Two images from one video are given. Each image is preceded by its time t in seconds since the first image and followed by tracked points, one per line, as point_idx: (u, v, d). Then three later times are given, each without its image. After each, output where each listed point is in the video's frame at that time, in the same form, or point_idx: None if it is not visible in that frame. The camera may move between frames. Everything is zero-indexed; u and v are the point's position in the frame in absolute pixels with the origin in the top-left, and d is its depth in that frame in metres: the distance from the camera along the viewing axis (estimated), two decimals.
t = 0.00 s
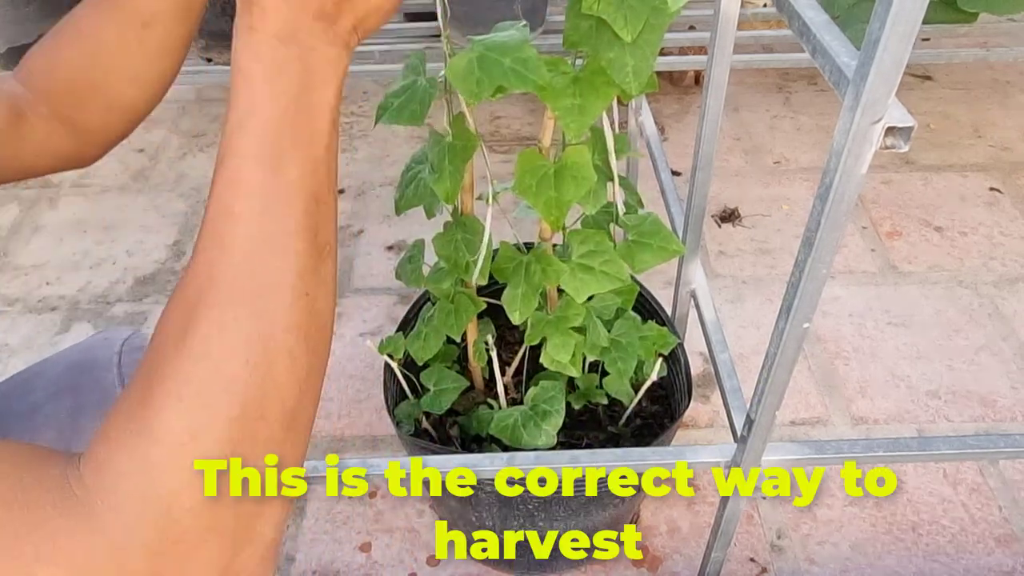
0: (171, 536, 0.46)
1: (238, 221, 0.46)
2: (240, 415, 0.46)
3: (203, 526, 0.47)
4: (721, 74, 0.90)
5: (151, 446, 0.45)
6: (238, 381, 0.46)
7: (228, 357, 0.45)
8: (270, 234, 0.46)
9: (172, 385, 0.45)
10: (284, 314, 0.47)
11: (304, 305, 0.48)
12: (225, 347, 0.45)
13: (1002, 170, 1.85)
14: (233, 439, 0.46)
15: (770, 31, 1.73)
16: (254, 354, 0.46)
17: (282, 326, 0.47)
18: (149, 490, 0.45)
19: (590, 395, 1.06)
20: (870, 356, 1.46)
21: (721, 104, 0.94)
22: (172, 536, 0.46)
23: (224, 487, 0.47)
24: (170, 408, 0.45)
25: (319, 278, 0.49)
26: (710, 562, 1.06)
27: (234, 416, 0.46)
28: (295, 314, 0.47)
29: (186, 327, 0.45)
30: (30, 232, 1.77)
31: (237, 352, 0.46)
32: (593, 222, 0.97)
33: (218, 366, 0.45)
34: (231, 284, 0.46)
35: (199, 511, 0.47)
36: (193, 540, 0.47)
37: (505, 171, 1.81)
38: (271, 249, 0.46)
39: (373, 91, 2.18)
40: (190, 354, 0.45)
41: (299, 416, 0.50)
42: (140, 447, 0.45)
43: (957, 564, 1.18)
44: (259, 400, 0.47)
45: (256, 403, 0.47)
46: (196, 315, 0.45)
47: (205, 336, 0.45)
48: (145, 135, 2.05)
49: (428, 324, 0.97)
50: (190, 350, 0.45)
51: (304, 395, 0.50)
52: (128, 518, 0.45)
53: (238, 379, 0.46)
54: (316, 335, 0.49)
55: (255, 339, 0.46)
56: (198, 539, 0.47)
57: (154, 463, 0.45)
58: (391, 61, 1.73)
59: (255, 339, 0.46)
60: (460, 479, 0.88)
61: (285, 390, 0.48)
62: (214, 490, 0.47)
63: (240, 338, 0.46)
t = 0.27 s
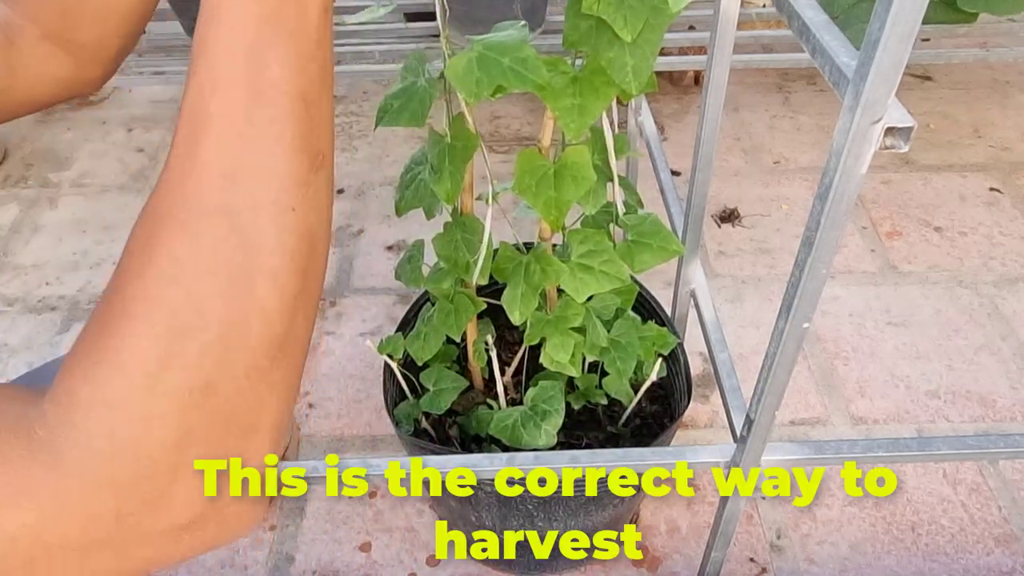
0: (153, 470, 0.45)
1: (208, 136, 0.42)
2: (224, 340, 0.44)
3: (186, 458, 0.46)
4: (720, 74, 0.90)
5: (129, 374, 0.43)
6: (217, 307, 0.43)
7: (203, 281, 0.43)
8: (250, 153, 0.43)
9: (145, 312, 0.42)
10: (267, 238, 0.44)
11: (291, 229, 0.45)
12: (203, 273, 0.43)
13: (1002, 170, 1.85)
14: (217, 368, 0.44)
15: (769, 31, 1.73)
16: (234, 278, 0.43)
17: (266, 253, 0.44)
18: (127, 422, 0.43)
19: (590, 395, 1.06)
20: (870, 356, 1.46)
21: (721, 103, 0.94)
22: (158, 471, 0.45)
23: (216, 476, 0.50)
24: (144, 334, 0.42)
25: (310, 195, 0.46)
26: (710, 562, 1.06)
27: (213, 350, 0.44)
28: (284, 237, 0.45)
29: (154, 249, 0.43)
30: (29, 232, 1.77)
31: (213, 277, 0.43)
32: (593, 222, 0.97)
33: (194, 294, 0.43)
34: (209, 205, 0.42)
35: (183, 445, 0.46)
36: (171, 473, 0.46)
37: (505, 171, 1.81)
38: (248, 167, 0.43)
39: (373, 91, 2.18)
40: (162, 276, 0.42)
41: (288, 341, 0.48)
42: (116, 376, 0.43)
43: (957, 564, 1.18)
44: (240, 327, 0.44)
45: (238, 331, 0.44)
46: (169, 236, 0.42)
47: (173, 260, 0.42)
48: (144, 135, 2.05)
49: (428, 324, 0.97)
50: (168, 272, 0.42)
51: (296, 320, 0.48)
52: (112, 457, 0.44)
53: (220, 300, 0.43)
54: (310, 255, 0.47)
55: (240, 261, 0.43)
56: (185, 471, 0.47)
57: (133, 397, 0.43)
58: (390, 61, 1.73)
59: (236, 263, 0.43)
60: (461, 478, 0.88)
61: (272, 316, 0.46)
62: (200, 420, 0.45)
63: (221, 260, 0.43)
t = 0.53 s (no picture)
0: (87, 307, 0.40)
1: None
2: (177, 152, 0.39)
3: (126, 299, 0.40)
4: (721, 74, 0.90)
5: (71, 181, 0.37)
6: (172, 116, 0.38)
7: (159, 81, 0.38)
8: None
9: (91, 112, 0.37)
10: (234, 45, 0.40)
11: (263, 42, 0.40)
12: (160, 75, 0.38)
13: (1002, 170, 1.86)
14: (167, 192, 0.39)
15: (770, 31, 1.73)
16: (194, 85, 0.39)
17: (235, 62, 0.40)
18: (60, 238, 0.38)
19: (590, 395, 1.06)
20: (870, 356, 1.46)
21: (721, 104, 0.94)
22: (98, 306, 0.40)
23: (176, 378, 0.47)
24: (90, 136, 0.37)
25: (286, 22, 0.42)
26: (710, 562, 1.06)
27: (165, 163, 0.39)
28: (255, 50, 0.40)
29: (110, 43, 0.38)
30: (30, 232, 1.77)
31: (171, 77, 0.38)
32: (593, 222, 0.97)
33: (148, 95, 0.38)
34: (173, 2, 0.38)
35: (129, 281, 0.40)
36: (112, 314, 0.40)
37: (505, 171, 1.81)
38: None
39: (373, 91, 2.18)
40: (110, 73, 0.38)
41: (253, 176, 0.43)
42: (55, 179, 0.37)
43: (957, 564, 1.18)
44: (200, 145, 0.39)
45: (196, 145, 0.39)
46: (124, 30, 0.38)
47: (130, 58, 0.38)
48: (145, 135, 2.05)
49: (427, 324, 0.97)
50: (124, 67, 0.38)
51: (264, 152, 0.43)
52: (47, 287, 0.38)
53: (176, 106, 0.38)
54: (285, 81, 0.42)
55: (206, 64, 0.39)
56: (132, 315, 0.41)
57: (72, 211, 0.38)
58: (390, 61, 1.73)
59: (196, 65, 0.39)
60: (461, 478, 0.88)
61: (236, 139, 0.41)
62: (146, 250, 0.40)
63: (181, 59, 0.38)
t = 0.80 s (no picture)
0: (64, 271, 0.42)
1: None
2: (153, 121, 0.42)
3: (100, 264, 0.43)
4: (720, 75, 0.90)
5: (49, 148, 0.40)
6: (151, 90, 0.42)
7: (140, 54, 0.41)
8: None
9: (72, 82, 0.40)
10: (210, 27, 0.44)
11: (239, 27, 0.45)
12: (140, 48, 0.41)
13: (1002, 170, 1.85)
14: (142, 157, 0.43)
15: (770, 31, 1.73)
16: (173, 60, 0.43)
17: (211, 42, 0.44)
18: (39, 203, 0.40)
19: (589, 395, 1.06)
20: (870, 356, 1.46)
21: (721, 104, 0.94)
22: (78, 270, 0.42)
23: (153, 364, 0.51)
24: (67, 105, 0.40)
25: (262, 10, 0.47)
26: (710, 562, 1.06)
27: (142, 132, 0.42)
28: (230, 35, 0.45)
29: (82, 19, 0.41)
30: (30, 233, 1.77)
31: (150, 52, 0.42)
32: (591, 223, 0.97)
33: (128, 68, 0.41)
34: None
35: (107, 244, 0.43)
36: (87, 278, 0.43)
37: (505, 171, 1.81)
38: None
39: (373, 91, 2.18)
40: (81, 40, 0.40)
41: (223, 154, 0.47)
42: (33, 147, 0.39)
43: (957, 564, 1.18)
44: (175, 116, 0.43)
45: (170, 117, 0.43)
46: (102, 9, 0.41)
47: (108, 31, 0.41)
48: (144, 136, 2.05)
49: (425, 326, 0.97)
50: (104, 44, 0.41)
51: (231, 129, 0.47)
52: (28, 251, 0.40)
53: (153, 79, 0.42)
54: (253, 67, 0.47)
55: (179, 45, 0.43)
56: (109, 281, 0.44)
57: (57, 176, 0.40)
58: (390, 61, 1.73)
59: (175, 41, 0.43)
60: (461, 477, 0.88)
61: (208, 114, 0.45)
62: (121, 217, 0.43)
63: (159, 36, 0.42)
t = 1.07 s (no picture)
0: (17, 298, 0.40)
1: None
2: (115, 136, 0.40)
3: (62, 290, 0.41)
4: (721, 74, 0.90)
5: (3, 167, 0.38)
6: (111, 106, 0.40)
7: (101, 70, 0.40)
8: None
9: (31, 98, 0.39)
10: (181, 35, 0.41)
11: (217, 36, 0.42)
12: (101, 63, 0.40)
13: (1002, 170, 1.86)
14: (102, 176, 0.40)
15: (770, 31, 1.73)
16: (139, 73, 0.40)
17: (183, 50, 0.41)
18: None
19: (589, 396, 1.06)
20: (870, 356, 1.46)
21: (721, 103, 0.94)
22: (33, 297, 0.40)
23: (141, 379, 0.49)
24: (28, 124, 0.39)
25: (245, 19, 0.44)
26: (710, 562, 1.06)
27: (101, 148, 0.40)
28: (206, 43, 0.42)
29: (49, 38, 0.40)
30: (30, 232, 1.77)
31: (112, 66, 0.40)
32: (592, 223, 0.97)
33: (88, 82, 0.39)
34: None
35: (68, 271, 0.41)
36: (46, 307, 0.41)
37: (505, 171, 1.81)
38: None
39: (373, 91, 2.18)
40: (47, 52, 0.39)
41: (200, 174, 0.44)
42: None
43: (957, 564, 1.18)
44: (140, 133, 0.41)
45: (134, 134, 0.41)
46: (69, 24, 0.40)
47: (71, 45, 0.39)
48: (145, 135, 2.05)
49: (424, 327, 0.97)
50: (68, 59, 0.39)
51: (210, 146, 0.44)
52: None
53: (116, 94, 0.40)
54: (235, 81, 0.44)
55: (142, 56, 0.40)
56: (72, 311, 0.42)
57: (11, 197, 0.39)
58: (391, 61, 1.73)
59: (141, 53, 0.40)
60: (461, 477, 0.88)
61: (181, 129, 0.42)
62: (83, 243, 0.41)
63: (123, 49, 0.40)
